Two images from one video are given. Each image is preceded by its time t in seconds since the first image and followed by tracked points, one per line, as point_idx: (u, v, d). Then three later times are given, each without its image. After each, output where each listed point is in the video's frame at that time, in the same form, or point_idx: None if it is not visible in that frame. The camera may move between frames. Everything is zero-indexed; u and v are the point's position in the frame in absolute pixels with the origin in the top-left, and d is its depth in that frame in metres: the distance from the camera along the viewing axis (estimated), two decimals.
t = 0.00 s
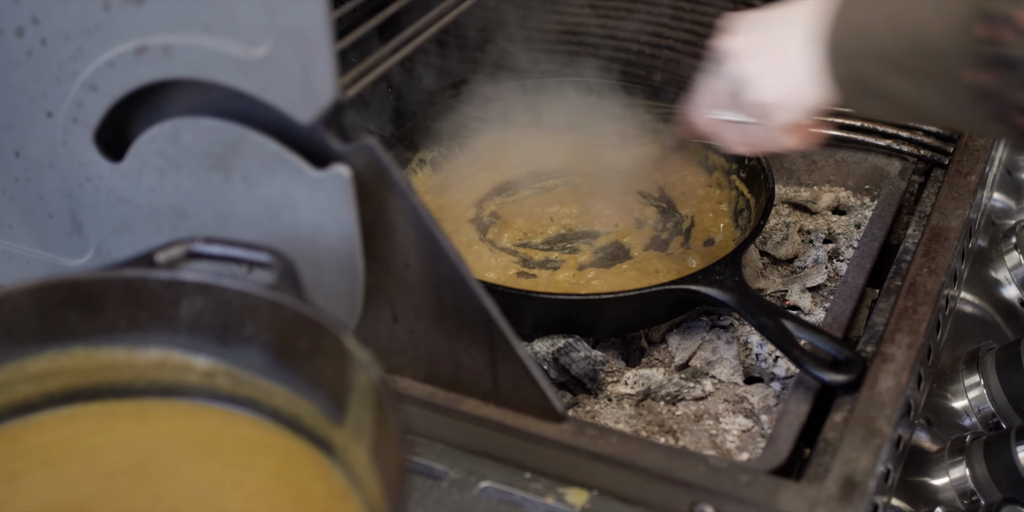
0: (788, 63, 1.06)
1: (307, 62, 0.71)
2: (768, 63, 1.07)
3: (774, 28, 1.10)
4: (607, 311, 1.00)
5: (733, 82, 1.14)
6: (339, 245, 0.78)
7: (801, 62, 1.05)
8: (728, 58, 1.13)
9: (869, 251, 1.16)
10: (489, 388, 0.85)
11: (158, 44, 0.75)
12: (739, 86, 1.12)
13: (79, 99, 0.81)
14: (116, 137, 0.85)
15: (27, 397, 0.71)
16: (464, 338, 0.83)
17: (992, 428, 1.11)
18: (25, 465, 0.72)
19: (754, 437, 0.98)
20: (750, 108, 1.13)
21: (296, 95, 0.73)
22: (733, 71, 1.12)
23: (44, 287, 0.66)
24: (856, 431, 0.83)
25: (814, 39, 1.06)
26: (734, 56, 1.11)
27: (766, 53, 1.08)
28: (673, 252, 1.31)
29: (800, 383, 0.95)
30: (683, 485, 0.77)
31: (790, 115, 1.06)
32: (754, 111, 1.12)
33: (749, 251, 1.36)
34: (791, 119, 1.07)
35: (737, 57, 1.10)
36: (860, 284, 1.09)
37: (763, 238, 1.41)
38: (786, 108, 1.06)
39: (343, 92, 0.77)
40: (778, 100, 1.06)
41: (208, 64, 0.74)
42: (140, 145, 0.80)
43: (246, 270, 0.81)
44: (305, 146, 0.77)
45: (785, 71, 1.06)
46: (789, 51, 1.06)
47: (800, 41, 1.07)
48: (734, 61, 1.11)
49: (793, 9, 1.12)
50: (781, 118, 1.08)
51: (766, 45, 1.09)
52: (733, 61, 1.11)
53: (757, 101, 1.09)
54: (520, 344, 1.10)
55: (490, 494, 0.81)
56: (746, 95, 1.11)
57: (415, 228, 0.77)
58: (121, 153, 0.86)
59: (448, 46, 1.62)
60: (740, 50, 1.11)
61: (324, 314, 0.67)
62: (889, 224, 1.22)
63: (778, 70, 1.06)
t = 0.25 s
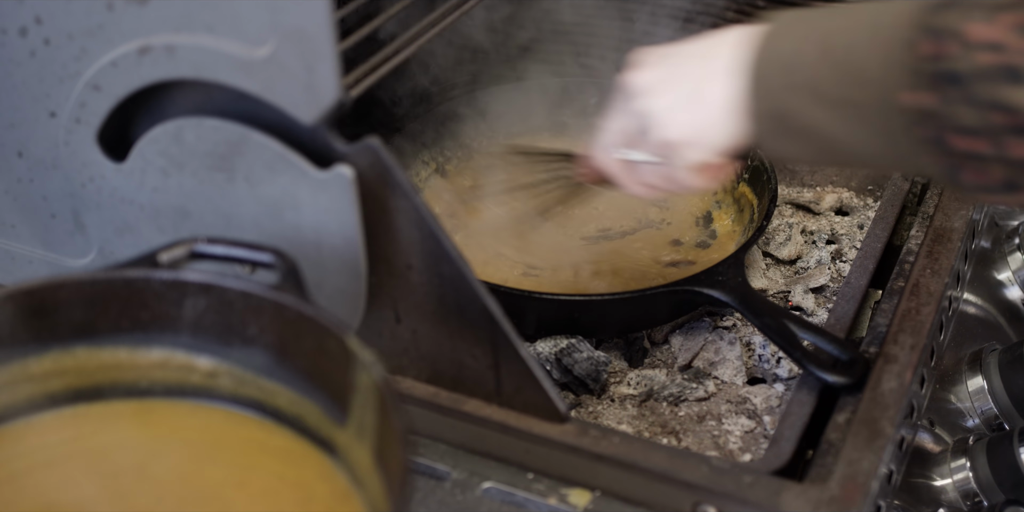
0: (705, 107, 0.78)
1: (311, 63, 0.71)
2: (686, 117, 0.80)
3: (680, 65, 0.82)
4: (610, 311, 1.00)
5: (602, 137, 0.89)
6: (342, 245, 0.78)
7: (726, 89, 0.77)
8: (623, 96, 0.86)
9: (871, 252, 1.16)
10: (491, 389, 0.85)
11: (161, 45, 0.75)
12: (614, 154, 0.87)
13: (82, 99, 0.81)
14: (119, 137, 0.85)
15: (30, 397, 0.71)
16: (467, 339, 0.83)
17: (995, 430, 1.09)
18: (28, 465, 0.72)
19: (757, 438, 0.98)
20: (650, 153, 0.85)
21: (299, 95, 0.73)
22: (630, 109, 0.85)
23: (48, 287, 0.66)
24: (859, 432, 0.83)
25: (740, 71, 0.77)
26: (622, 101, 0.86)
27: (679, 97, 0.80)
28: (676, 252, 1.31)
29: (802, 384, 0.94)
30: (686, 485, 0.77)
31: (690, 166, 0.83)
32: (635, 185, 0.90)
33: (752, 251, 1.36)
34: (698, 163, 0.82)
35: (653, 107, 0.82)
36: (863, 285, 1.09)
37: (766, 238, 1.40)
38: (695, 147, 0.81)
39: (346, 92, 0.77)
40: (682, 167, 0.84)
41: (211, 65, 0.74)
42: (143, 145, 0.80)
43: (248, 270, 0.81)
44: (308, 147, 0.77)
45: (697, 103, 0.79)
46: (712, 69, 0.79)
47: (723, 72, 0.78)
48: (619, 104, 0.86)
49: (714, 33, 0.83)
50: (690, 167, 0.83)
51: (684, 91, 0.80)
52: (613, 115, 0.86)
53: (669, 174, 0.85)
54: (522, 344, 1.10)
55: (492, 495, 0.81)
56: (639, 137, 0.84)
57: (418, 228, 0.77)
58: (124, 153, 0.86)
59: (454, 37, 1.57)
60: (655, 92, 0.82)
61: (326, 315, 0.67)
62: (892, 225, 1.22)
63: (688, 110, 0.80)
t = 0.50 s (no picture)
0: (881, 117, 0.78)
1: (309, 61, 0.71)
2: (862, 132, 0.79)
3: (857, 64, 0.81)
4: (609, 309, 1.00)
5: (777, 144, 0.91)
6: (341, 243, 0.78)
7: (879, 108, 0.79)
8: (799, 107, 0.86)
9: (872, 250, 1.16)
10: (491, 387, 0.85)
11: (159, 43, 0.75)
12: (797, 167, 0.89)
13: (81, 98, 0.81)
14: (118, 136, 0.85)
15: (29, 396, 0.71)
16: (466, 337, 0.83)
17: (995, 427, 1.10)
18: (26, 463, 0.71)
19: (756, 436, 0.98)
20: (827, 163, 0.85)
21: (297, 94, 0.73)
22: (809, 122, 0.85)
23: (47, 286, 0.66)
24: (858, 430, 0.83)
25: (907, 83, 0.77)
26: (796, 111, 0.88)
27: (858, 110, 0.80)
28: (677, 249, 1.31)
29: (802, 382, 0.94)
30: (685, 483, 0.77)
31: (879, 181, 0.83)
32: (807, 187, 0.92)
33: (752, 249, 1.36)
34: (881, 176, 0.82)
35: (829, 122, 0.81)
36: (863, 283, 1.09)
37: (765, 236, 1.40)
38: (877, 161, 0.81)
39: (345, 90, 0.77)
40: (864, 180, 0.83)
41: (210, 63, 0.74)
42: (141, 144, 0.80)
43: (246, 268, 0.79)
44: (307, 145, 0.76)
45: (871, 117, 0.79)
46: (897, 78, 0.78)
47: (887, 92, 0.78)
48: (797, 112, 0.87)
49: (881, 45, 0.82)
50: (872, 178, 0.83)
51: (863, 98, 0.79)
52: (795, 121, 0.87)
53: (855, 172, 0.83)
54: (521, 342, 1.09)
55: (492, 493, 0.81)
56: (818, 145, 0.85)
57: (417, 226, 0.77)
58: (123, 152, 0.86)
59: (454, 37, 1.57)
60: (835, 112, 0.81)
61: (325, 313, 0.67)
62: (892, 223, 1.22)
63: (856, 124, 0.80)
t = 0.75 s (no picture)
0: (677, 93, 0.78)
1: (306, 62, 0.71)
2: (661, 107, 0.80)
3: (656, 62, 0.81)
4: (608, 311, 1.00)
5: (578, 121, 0.93)
6: (338, 245, 0.78)
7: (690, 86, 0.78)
8: (602, 83, 0.87)
9: (871, 251, 1.16)
10: (489, 389, 0.84)
11: (156, 45, 0.75)
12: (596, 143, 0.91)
13: (77, 99, 0.81)
14: (115, 138, 0.85)
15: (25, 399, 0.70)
16: (464, 339, 0.82)
17: (994, 429, 1.09)
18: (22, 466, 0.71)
19: (756, 438, 0.97)
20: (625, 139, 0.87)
21: (294, 96, 0.72)
22: (608, 98, 0.87)
23: (43, 288, 0.66)
24: (857, 432, 0.83)
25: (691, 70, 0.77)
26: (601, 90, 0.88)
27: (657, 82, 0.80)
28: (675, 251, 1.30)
29: (801, 384, 0.94)
30: (683, 486, 0.77)
31: (665, 155, 0.84)
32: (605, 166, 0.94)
33: (751, 250, 1.35)
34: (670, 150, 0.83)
35: (630, 94, 0.82)
36: (862, 284, 1.09)
37: (764, 237, 1.40)
38: (669, 137, 0.81)
39: (342, 92, 0.76)
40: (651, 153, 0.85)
41: (206, 64, 0.74)
42: (138, 145, 0.79)
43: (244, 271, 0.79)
44: (304, 147, 0.76)
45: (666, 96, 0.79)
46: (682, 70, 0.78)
47: (680, 71, 0.79)
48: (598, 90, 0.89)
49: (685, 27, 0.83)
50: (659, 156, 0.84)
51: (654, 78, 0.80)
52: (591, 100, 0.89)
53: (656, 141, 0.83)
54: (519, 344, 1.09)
55: (490, 496, 0.81)
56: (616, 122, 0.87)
57: (414, 228, 0.77)
58: (120, 153, 0.86)
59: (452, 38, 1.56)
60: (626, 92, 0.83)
61: (322, 316, 0.67)
62: (891, 224, 1.22)
63: (659, 98, 0.80)
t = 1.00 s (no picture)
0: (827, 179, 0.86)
1: (306, 63, 0.71)
2: (802, 182, 0.87)
3: (793, 123, 0.90)
4: (609, 312, 1.00)
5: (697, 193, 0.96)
6: (338, 246, 0.77)
7: (843, 154, 0.86)
8: (725, 152, 0.94)
9: (873, 252, 1.15)
10: (489, 391, 0.84)
11: (156, 46, 0.75)
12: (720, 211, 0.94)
13: (77, 100, 0.81)
14: (114, 138, 0.85)
15: (23, 400, 0.70)
16: (464, 340, 0.82)
17: (996, 430, 1.09)
18: (22, 467, 0.71)
19: (756, 440, 0.97)
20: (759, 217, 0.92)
21: (294, 97, 0.72)
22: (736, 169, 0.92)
23: (40, 289, 0.66)
24: (858, 434, 0.82)
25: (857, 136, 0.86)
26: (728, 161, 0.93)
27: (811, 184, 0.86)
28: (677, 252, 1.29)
29: (802, 385, 0.94)
30: (683, 488, 0.77)
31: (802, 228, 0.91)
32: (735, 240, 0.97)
33: (752, 251, 1.35)
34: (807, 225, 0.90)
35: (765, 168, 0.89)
36: (864, 285, 1.09)
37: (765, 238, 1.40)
38: (811, 211, 0.88)
39: (341, 92, 0.76)
40: (794, 231, 0.93)
41: (206, 65, 0.74)
42: (137, 146, 0.79)
43: (244, 273, 0.78)
44: (303, 148, 0.76)
45: (811, 166, 0.86)
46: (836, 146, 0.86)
47: (838, 137, 0.87)
48: (722, 156, 0.94)
49: (820, 94, 0.92)
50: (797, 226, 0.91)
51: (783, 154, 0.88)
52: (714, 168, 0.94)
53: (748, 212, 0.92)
54: (520, 345, 1.09)
55: (490, 497, 0.80)
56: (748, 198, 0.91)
57: (414, 229, 0.76)
58: (119, 154, 0.85)
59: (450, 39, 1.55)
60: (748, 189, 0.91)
61: (321, 317, 0.66)
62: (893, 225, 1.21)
63: (803, 173, 0.87)
